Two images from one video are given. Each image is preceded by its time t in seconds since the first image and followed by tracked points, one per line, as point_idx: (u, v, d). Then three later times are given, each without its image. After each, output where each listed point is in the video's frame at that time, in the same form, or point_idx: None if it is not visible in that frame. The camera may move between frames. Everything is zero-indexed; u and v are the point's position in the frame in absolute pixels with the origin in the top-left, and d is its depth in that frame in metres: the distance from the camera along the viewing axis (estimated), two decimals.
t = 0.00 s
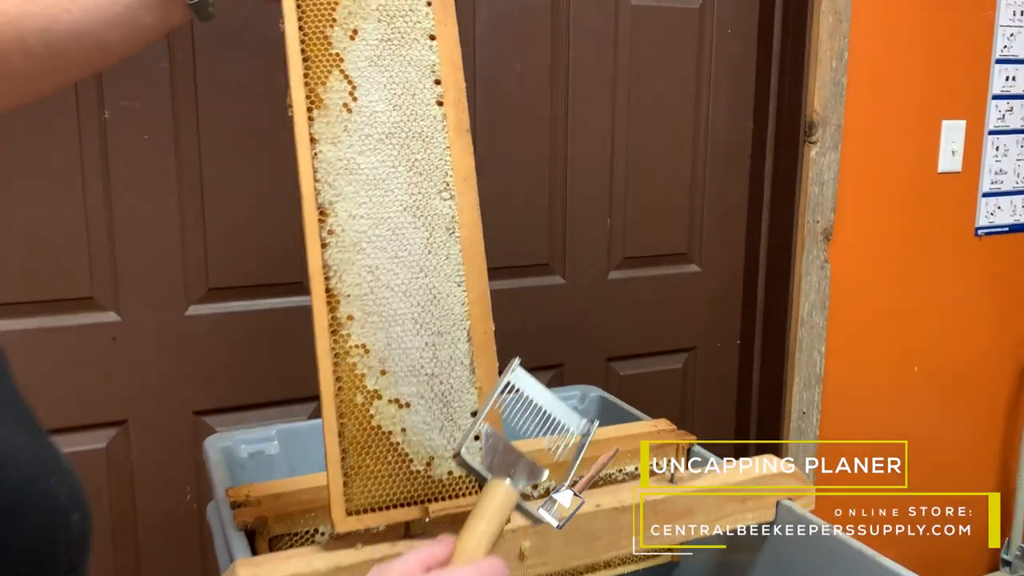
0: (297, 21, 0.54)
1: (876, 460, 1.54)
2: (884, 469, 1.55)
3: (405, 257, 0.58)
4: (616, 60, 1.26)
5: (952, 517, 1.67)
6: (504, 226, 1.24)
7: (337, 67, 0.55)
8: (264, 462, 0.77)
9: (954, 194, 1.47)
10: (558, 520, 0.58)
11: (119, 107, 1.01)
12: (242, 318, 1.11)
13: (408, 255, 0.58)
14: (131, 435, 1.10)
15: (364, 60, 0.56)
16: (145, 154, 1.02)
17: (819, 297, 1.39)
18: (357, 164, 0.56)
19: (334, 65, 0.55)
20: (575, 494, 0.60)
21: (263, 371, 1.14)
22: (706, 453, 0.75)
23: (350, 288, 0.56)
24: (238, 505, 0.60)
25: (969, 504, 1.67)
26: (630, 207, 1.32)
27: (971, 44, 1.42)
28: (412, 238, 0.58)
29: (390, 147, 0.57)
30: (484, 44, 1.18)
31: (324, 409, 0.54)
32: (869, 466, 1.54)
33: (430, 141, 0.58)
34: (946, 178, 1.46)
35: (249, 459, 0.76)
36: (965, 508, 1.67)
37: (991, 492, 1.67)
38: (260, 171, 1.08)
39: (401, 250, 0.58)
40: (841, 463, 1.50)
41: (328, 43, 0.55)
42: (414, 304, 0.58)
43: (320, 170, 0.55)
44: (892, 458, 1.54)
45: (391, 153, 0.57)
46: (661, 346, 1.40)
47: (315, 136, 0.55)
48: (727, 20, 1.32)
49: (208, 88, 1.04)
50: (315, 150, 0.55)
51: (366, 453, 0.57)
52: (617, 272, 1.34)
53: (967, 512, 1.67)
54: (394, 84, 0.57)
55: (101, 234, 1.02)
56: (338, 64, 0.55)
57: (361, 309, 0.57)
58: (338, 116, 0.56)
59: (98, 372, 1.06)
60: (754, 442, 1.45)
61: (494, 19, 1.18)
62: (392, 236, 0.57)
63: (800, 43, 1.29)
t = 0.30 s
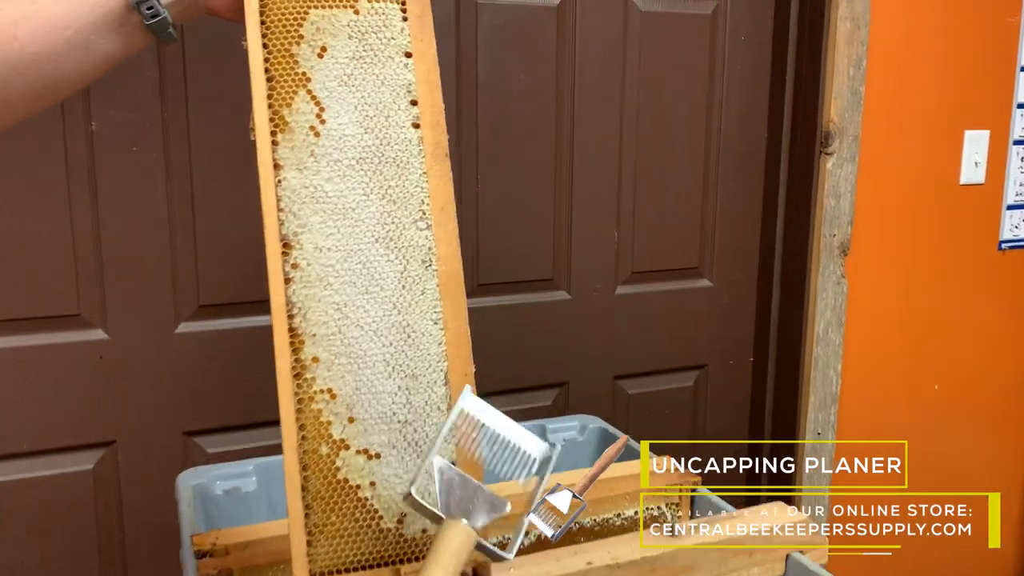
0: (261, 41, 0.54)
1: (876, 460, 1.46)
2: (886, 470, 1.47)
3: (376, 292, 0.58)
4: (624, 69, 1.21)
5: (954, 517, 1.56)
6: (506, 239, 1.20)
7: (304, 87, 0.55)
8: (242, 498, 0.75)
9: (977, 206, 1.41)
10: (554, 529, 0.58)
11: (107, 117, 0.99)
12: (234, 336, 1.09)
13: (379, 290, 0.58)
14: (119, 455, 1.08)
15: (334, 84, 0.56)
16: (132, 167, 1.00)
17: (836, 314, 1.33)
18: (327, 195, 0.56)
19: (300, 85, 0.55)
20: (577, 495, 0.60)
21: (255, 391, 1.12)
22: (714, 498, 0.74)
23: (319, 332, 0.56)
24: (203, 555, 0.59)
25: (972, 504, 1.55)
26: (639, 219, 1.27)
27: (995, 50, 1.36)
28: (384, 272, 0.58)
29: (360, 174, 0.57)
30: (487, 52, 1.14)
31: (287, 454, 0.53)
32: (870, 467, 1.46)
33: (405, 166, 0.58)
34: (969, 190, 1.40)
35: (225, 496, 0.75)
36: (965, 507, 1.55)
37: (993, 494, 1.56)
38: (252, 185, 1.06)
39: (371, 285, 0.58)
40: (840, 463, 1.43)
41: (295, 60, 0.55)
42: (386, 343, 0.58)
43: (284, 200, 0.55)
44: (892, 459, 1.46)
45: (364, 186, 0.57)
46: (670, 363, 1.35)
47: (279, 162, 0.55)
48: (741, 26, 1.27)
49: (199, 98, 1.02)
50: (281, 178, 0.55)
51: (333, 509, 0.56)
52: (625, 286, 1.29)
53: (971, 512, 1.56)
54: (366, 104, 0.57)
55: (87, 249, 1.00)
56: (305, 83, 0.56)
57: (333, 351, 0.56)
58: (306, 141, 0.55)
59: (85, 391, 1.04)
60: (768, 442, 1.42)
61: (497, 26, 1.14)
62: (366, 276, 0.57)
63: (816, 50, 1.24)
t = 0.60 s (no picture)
0: (236, 48, 0.51)
1: (875, 461, 1.37)
2: (886, 471, 1.37)
3: (356, 320, 0.55)
4: (641, 75, 1.18)
5: (955, 517, 1.43)
6: (517, 249, 1.16)
7: (282, 98, 0.52)
8: (228, 528, 0.73)
9: (1011, 218, 1.34)
10: (550, 537, 0.64)
11: (108, 125, 0.98)
12: (235, 349, 1.08)
13: (360, 318, 0.55)
14: (119, 468, 1.07)
15: (314, 98, 0.53)
16: (133, 176, 1.00)
17: (859, 329, 1.28)
18: (301, 217, 0.53)
19: (277, 97, 0.52)
20: (575, 497, 0.67)
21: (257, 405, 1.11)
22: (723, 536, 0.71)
23: (289, 362, 0.53)
24: None
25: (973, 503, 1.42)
26: (655, 230, 1.23)
27: None
28: (365, 298, 0.55)
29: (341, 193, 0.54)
30: (498, 57, 1.11)
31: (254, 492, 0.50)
32: (869, 467, 1.37)
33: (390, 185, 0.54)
34: (1001, 200, 1.33)
35: (211, 524, 0.73)
36: (964, 506, 1.42)
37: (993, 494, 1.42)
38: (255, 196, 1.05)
39: (351, 313, 0.54)
40: (840, 463, 1.33)
41: (272, 71, 0.52)
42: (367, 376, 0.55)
43: (258, 221, 0.52)
44: (892, 460, 1.37)
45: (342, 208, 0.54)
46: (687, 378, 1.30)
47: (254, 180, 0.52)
48: (763, 30, 1.23)
49: (202, 108, 1.02)
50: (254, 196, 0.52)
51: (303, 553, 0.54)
52: (641, 299, 1.25)
53: (971, 512, 1.42)
54: (349, 117, 0.54)
55: (87, 261, 1.00)
56: (283, 94, 0.52)
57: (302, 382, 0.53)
58: (280, 157, 0.52)
59: (86, 403, 1.04)
60: (790, 442, 1.36)
61: (509, 32, 1.10)
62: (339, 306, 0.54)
63: (840, 54, 1.20)
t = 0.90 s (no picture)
0: (238, 81, 0.56)
1: (874, 460, 1.27)
2: (884, 471, 1.27)
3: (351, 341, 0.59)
4: (671, 88, 1.14)
5: (952, 515, 1.27)
6: (543, 265, 1.13)
7: (282, 128, 0.57)
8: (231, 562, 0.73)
9: None
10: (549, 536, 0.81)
11: (127, 140, 1.00)
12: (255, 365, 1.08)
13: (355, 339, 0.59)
14: (137, 484, 1.07)
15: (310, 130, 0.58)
16: (152, 192, 1.01)
17: (897, 348, 1.23)
18: (297, 247, 0.57)
19: (275, 131, 0.57)
20: (574, 497, 0.82)
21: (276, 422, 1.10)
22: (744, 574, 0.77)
23: (282, 390, 0.57)
24: None
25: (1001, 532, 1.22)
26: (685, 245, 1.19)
27: None
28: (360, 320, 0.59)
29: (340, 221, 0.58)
30: (523, 70, 1.08)
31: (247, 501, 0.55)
32: (868, 467, 1.27)
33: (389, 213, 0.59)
34: None
35: (216, 559, 0.73)
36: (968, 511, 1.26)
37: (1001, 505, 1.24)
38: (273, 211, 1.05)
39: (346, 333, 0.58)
40: (839, 463, 1.29)
41: (271, 104, 0.57)
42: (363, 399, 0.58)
43: (259, 245, 0.57)
44: (890, 460, 1.27)
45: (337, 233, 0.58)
46: (714, 398, 1.26)
47: (252, 215, 0.56)
48: (797, 41, 1.18)
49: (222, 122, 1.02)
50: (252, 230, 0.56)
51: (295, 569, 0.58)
52: (670, 315, 1.21)
53: (973, 512, 1.26)
54: (351, 146, 0.58)
55: (107, 277, 1.02)
56: (283, 124, 0.57)
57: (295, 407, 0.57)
58: (278, 191, 0.57)
59: (104, 418, 1.04)
60: (825, 442, 1.31)
61: (535, 43, 1.08)
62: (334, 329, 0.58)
63: (878, 65, 1.15)
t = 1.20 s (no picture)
0: (260, 109, 0.60)
1: (874, 460, 1.26)
2: (886, 471, 1.25)
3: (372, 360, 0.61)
4: (713, 96, 1.11)
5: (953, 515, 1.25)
6: (580, 278, 1.10)
7: (304, 152, 0.61)
8: None
9: None
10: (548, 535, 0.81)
11: (158, 150, 0.99)
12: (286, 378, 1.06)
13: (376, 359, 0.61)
14: (167, 497, 1.06)
15: (331, 153, 0.61)
16: (184, 203, 1.00)
17: (947, 366, 1.19)
18: (315, 272, 0.60)
19: (297, 155, 0.61)
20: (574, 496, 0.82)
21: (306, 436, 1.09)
22: None
23: (299, 429, 0.60)
24: None
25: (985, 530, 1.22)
26: (726, 258, 1.16)
27: None
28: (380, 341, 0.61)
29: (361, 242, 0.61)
30: (561, 77, 1.05)
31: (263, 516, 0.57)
32: (868, 467, 1.27)
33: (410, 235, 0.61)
34: None
35: None
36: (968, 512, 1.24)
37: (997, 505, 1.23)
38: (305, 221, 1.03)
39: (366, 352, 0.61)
40: (838, 463, 1.29)
41: (294, 127, 0.61)
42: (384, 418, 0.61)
43: (281, 264, 0.60)
44: (891, 459, 1.24)
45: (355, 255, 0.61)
46: (755, 415, 1.22)
47: (272, 243, 0.60)
48: (845, 47, 1.14)
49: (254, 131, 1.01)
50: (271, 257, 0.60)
51: None
52: (710, 330, 1.18)
53: (972, 511, 1.24)
54: (375, 170, 0.61)
55: (138, 288, 1.01)
56: (305, 149, 0.61)
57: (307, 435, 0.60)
58: (299, 216, 0.61)
59: (135, 431, 1.03)
60: (872, 441, 1.26)
61: (573, 50, 1.05)
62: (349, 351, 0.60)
63: (929, 73, 1.12)
